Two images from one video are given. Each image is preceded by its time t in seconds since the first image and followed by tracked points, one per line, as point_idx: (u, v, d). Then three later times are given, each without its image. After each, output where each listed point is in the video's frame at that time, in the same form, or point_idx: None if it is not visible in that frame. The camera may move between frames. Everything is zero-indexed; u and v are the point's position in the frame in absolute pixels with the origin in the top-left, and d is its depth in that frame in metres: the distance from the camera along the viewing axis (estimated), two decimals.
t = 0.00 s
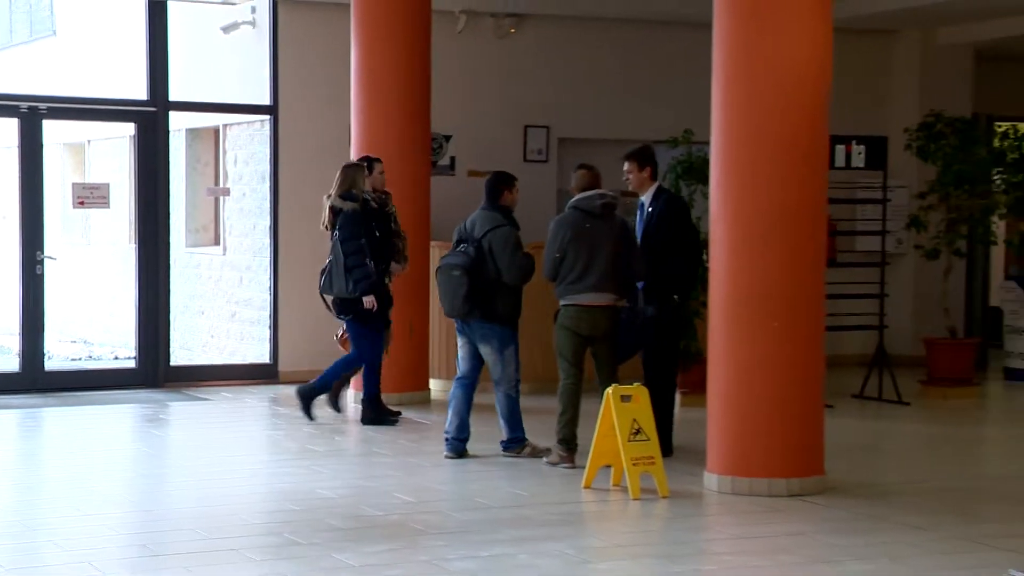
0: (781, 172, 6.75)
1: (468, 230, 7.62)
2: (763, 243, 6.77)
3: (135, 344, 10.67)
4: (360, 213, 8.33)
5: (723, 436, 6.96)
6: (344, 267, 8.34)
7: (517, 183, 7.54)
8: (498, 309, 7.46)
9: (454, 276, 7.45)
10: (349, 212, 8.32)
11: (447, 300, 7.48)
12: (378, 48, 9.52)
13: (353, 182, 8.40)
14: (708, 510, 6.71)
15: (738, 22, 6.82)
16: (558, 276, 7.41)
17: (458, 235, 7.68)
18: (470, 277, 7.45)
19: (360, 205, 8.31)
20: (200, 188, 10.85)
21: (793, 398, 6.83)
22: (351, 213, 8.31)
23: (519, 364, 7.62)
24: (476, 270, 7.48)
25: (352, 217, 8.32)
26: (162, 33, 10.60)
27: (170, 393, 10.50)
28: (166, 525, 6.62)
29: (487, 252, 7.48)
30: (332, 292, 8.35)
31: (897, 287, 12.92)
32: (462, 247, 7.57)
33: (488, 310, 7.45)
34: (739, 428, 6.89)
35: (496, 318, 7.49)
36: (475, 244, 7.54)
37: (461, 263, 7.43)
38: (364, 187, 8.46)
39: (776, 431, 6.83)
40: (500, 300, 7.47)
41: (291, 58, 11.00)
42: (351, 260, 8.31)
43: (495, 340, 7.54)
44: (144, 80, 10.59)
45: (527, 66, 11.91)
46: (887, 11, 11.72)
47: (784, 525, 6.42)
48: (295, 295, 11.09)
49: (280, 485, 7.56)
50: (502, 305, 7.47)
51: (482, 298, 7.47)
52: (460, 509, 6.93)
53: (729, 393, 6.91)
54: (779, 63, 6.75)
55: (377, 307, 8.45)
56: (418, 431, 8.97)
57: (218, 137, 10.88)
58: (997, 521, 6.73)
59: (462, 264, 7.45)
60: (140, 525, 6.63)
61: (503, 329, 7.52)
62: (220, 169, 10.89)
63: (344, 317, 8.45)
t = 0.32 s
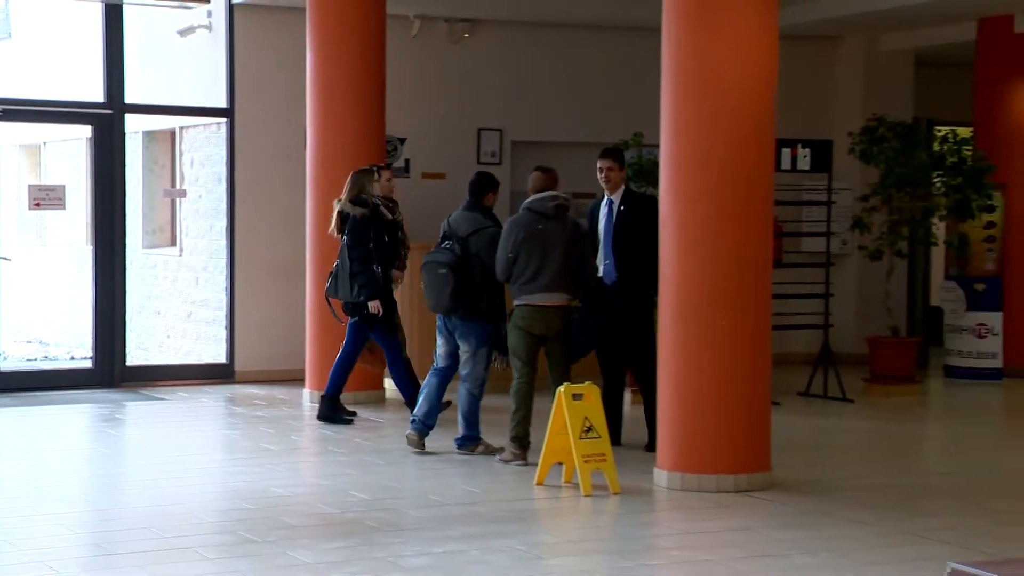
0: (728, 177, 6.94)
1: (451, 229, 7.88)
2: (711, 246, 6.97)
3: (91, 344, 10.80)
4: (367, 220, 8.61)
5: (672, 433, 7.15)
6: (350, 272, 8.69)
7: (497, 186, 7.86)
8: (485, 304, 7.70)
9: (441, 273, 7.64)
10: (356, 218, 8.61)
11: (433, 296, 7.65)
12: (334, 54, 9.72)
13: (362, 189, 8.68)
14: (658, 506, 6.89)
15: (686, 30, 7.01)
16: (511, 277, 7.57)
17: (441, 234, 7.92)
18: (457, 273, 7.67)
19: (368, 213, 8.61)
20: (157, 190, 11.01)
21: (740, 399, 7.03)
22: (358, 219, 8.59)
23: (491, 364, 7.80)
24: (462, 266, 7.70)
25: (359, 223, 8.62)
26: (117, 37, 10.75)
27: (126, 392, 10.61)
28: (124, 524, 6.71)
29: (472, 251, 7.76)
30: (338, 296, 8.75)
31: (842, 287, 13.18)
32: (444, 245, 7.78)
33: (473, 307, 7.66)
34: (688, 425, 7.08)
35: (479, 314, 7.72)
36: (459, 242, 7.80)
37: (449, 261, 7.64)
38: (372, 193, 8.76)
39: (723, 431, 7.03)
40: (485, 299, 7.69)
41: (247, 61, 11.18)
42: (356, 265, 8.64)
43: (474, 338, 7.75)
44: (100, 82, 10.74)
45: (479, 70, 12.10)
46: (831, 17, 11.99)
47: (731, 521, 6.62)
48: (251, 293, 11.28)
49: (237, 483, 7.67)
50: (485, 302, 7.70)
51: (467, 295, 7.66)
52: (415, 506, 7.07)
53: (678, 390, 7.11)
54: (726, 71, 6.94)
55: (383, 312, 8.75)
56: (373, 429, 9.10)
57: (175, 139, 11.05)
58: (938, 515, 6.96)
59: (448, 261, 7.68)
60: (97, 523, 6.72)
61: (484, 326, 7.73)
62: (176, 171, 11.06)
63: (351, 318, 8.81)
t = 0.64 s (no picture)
0: (676, 178, 6.98)
1: (418, 229, 7.92)
2: (659, 247, 7.01)
3: (35, 345, 10.72)
4: (378, 216, 8.42)
5: (621, 430, 7.18)
6: (364, 270, 8.53)
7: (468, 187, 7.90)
8: (446, 302, 7.75)
9: (401, 271, 7.72)
10: (368, 216, 8.41)
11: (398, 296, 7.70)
12: (282, 52, 9.67)
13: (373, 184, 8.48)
14: (606, 505, 6.92)
15: (634, 31, 7.05)
16: (462, 276, 7.56)
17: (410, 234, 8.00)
18: (417, 271, 7.74)
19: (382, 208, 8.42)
20: (102, 189, 10.96)
21: (688, 399, 7.08)
22: (370, 216, 8.40)
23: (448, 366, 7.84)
24: (423, 264, 7.78)
25: (371, 220, 8.41)
26: (60, 36, 10.64)
27: (70, 393, 10.53)
28: (68, 526, 6.65)
29: (435, 250, 7.81)
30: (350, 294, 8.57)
31: (787, 288, 13.29)
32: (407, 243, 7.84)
33: (432, 304, 7.71)
34: (636, 422, 7.11)
35: (441, 312, 7.76)
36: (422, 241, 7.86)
37: (408, 260, 7.71)
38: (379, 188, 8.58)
39: (671, 431, 7.07)
40: (446, 296, 7.74)
41: (193, 60, 11.11)
42: (371, 262, 8.50)
43: (434, 337, 7.83)
44: (43, 82, 10.65)
45: (427, 70, 12.08)
46: (776, 20, 12.09)
47: (679, 519, 6.66)
48: (199, 292, 11.21)
49: (184, 485, 7.62)
50: (445, 300, 7.75)
51: (427, 293, 7.72)
52: (363, 507, 7.05)
53: (626, 386, 7.14)
54: (674, 72, 6.98)
55: (393, 312, 8.51)
56: (321, 430, 9.06)
57: (120, 138, 10.97)
58: (883, 513, 7.04)
59: (409, 260, 7.75)
60: (41, 526, 6.67)
61: (445, 324, 7.80)
62: (122, 171, 11.01)
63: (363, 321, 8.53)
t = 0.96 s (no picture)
0: (625, 181, 7.01)
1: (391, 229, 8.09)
2: (607, 249, 7.03)
3: None
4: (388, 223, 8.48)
5: (570, 429, 7.20)
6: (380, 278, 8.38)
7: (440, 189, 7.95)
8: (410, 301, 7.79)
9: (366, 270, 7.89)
10: (378, 222, 8.48)
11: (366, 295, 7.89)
12: (229, 51, 9.62)
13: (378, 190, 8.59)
14: (556, 505, 6.94)
15: (582, 35, 7.07)
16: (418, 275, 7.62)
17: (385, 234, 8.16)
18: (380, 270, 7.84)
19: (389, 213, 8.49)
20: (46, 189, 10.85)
21: (637, 401, 7.10)
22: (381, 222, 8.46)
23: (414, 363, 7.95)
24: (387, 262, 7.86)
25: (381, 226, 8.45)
26: (3, 33, 10.49)
27: (14, 396, 10.41)
28: (12, 530, 6.57)
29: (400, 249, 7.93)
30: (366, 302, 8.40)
31: (734, 288, 13.37)
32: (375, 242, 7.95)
33: (397, 303, 7.81)
34: (585, 420, 7.13)
35: (406, 311, 7.84)
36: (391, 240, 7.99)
37: (371, 259, 7.80)
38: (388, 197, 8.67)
39: (620, 433, 7.10)
40: (410, 295, 7.83)
41: (140, 61, 11.04)
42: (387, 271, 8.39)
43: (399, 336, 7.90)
44: None
45: (376, 70, 12.06)
46: (724, 22, 12.17)
47: (628, 519, 6.68)
48: (145, 294, 11.13)
49: (129, 488, 7.54)
50: (410, 299, 7.83)
51: (393, 291, 7.84)
52: (311, 509, 7.02)
53: (575, 385, 7.16)
54: (622, 76, 7.01)
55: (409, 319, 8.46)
56: (269, 432, 9.02)
57: (65, 138, 10.87)
58: (829, 511, 7.10)
59: (373, 258, 7.84)
60: None
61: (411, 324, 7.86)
62: (66, 172, 10.91)
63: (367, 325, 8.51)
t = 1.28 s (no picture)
0: (578, 183, 7.03)
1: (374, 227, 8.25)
2: (561, 246, 7.05)
3: None
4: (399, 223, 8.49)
5: (522, 428, 7.20)
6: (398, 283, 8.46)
7: (419, 191, 7.95)
8: (383, 300, 7.94)
9: (346, 269, 8.09)
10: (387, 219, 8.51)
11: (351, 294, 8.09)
12: (181, 52, 9.56)
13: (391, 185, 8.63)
14: (509, 507, 6.95)
15: (535, 36, 7.08)
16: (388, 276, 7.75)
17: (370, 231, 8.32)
18: (360, 269, 8.09)
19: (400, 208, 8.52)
20: None
21: (591, 402, 7.12)
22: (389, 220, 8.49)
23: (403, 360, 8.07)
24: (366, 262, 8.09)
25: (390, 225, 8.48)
26: None
27: None
28: None
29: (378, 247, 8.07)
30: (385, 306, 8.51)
31: (686, 289, 13.43)
32: (360, 242, 8.18)
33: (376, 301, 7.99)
34: (538, 419, 7.14)
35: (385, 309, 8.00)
36: (371, 238, 8.14)
37: (350, 257, 8.07)
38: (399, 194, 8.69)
39: (574, 434, 7.11)
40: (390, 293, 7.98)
41: (90, 61, 10.96)
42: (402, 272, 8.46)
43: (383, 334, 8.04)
44: None
45: (329, 72, 12.03)
46: (677, 25, 12.22)
47: (581, 520, 6.70)
48: (96, 296, 11.04)
49: (78, 491, 7.48)
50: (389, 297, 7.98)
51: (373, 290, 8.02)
52: (262, 511, 6.99)
53: (528, 383, 7.16)
54: (575, 77, 7.03)
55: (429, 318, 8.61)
56: (221, 435, 8.96)
57: (11, 139, 10.94)
58: (780, 511, 7.15)
59: (354, 257, 8.10)
60: None
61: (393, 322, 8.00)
62: (14, 173, 10.98)
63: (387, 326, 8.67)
